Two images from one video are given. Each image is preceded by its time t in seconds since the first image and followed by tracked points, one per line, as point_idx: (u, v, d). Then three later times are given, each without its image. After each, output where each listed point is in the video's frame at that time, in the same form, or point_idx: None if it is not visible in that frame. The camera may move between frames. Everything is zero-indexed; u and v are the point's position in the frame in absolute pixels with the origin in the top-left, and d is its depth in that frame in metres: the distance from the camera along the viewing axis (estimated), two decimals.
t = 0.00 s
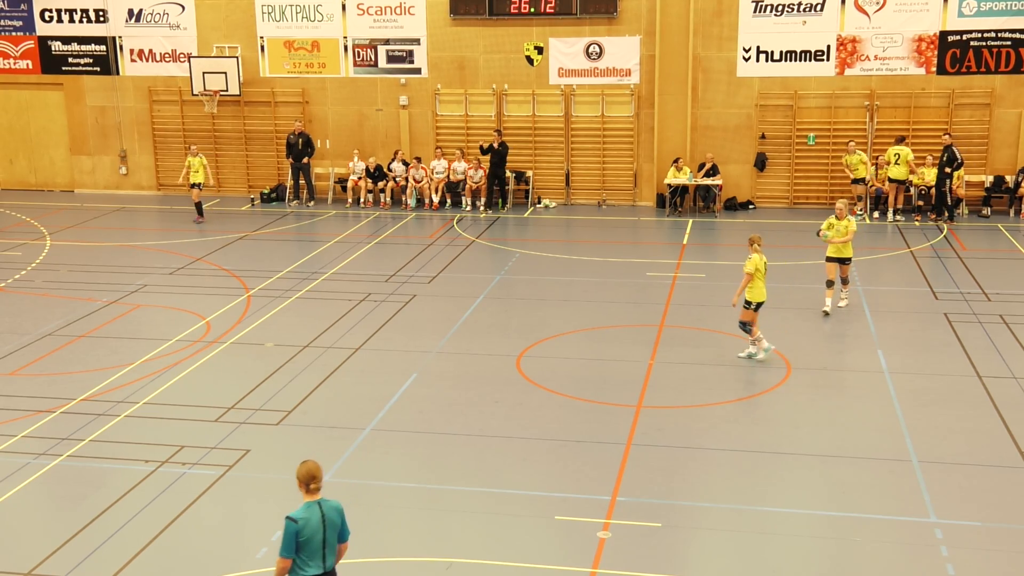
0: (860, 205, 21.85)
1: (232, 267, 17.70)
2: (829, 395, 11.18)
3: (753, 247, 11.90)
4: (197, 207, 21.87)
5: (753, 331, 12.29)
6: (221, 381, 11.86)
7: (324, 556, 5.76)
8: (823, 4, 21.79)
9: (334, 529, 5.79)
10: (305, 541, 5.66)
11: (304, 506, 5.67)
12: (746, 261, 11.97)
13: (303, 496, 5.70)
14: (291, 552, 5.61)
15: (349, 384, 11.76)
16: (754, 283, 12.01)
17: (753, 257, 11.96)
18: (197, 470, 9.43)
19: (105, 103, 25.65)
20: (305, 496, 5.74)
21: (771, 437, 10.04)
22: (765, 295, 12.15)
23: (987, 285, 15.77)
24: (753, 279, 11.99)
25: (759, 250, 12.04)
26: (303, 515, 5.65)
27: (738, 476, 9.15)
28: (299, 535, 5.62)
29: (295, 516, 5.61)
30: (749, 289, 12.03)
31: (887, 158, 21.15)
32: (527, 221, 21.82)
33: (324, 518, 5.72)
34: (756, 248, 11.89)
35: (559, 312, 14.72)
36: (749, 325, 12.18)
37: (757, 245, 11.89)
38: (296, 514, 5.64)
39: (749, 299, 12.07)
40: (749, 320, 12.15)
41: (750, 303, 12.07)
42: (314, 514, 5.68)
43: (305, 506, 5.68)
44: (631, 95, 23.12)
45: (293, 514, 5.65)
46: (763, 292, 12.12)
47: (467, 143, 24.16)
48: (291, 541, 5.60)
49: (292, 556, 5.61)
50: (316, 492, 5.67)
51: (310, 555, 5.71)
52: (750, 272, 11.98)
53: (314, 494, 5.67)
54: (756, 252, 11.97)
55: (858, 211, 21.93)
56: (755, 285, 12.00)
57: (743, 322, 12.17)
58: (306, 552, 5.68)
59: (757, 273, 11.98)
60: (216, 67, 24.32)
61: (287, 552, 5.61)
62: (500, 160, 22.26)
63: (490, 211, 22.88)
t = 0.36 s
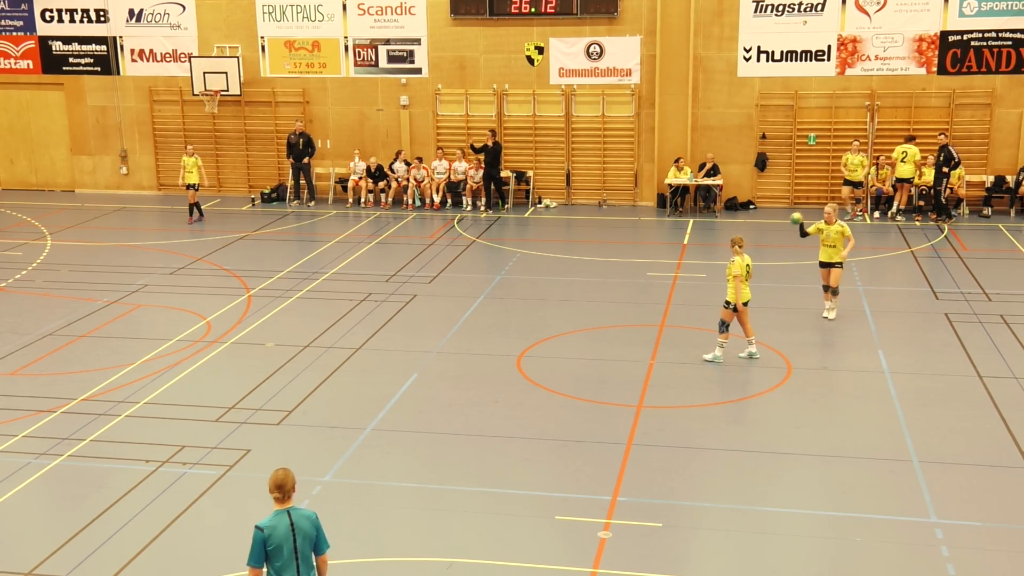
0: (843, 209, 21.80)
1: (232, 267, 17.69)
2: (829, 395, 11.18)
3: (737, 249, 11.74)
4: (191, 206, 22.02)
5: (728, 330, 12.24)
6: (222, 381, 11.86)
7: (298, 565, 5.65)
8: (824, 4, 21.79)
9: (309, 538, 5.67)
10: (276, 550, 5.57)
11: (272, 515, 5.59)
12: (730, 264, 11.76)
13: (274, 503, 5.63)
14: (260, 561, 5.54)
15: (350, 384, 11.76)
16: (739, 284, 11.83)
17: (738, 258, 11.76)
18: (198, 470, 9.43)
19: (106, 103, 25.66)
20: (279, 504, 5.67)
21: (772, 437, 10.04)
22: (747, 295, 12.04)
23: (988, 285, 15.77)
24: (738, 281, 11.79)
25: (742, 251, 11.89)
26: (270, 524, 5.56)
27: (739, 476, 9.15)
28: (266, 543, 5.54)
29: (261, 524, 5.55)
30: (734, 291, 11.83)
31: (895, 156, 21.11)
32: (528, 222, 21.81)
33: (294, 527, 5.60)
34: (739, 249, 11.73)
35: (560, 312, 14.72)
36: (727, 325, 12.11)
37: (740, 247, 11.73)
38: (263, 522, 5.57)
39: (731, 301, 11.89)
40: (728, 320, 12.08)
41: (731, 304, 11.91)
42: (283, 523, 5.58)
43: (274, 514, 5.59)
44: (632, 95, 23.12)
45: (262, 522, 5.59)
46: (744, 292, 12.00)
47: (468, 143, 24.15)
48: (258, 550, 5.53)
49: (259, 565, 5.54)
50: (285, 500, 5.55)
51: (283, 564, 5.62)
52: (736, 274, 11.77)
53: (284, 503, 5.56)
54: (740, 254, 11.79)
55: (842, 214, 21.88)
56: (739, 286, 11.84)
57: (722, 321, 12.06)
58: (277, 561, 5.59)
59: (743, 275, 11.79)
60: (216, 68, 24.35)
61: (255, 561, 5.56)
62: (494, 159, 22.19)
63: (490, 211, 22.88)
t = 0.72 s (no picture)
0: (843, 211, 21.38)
1: (240, 266, 17.72)
2: (837, 396, 11.15)
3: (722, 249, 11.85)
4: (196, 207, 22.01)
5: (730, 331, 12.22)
6: (229, 380, 11.88)
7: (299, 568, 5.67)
8: (832, 3, 21.74)
9: (308, 542, 5.68)
10: (277, 554, 5.59)
11: (272, 518, 5.60)
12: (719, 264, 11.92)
13: (274, 507, 5.63)
14: (260, 565, 5.56)
15: (357, 383, 11.78)
16: (726, 285, 11.97)
17: (725, 260, 11.93)
18: (205, 469, 9.46)
19: (114, 102, 25.73)
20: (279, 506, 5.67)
21: (779, 437, 10.02)
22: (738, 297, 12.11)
23: (996, 285, 15.72)
24: (723, 282, 11.96)
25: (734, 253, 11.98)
26: (268, 528, 5.56)
27: (746, 477, 9.13)
28: (266, 548, 5.55)
29: (260, 528, 5.56)
30: (721, 291, 11.99)
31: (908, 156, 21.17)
32: (535, 221, 21.81)
33: (293, 531, 5.61)
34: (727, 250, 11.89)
35: (567, 312, 14.72)
36: (725, 326, 12.11)
37: (729, 247, 11.84)
38: (263, 526, 5.58)
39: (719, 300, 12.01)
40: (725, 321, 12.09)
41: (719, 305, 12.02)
42: (283, 527, 5.59)
43: (274, 517, 5.60)
44: (639, 94, 23.09)
45: (261, 525, 5.60)
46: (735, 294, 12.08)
47: (475, 143, 24.15)
48: (259, 553, 5.55)
49: (259, 569, 5.56)
50: (286, 504, 5.55)
51: (283, 567, 5.63)
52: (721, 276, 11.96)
53: (284, 506, 5.56)
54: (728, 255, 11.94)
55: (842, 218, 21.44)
56: (727, 287, 11.97)
57: (720, 323, 12.10)
58: (278, 565, 5.61)
59: (728, 276, 11.95)
60: (223, 67, 24.36)
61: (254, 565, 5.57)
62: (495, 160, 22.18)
63: (497, 211, 22.90)
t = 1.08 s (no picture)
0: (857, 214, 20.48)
1: (256, 265, 17.80)
2: (853, 396, 11.11)
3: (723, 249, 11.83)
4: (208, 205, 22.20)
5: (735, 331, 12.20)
6: (246, 379, 11.94)
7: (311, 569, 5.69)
8: (849, 2, 21.63)
9: (321, 544, 5.70)
10: (290, 556, 5.61)
11: (287, 519, 5.62)
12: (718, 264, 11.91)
13: (289, 508, 5.65)
14: (274, 565, 5.59)
15: (372, 382, 11.82)
16: (726, 284, 11.90)
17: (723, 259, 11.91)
18: (221, 467, 9.51)
19: (132, 101, 25.88)
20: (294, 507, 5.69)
21: (795, 438, 9.99)
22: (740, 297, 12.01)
23: (1014, 286, 15.62)
24: (722, 281, 11.91)
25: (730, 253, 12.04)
26: (283, 529, 5.59)
27: (761, 477, 9.11)
28: (280, 548, 5.58)
29: (275, 528, 5.58)
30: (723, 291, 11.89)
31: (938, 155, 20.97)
32: (550, 221, 21.80)
33: (307, 533, 5.63)
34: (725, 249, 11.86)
35: (582, 311, 14.73)
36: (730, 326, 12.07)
37: (727, 246, 11.87)
38: (278, 526, 5.60)
39: (722, 301, 11.93)
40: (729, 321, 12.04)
41: (722, 306, 11.95)
42: (297, 528, 5.61)
43: (289, 518, 5.62)
44: (655, 94, 23.04)
45: (276, 526, 5.63)
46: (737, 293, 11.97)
47: (491, 142, 24.16)
48: (273, 554, 5.57)
49: (273, 569, 5.59)
50: (302, 505, 5.58)
51: (296, 568, 5.66)
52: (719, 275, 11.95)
53: (300, 508, 5.59)
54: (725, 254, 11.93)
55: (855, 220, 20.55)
56: (726, 286, 11.88)
57: (725, 324, 12.06)
58: (290, 566, 5.64)
59: (727, 274, 11.90)
60: (241, 67, 24.49)
61: (268, 564, 5.60)
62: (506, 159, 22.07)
63: (512, 211, 22.91)
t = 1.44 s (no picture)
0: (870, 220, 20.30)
1: (277, 263, 17.92)
2: (875, 398, 11.04)
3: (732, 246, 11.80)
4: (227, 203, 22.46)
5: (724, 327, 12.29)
6: (267, 377, 12.02)
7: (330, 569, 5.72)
8: (872, 2, 21.50)
9: (340, 544, 5.73)
10: (309, 555, 5.65)
11: (308, 519, 5.66)
12: (724, 262, 11.83)
13: (309, 508, 5.69)
14: (293, 565, 5.63)
15: (392, 381, 11.87)
16: (732, 282, 11.89)
17: (731, 256, 11.86)
18: (242, 465, 9.57)
19: (155, 101, 26.08)
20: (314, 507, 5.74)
21: (816, 440, 9.94)
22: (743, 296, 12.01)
23: None
24: (730, 279, 11.86)
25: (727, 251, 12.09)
26: (302, 528, 5.63)
27: (781, 479, 9.08)
28: (299, 548, 5.62)
29: (295, 528, 5.63)
30: (727, 289, 11.89)
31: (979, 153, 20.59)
32: (570, 221, 21.81)
33: (326, 533, 5.67)
34: (733, 247, 11.83)
35: (602, 311, 14.71)
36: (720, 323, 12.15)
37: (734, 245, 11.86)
38: (298, 526, 5.65)
39: (725, 299, 11.94)
40: (720, 317, 12.12)
41: (724, 303, 11.97)
42: (316, 528, 5.65)
43: (309, 518, 5.66)
44: (676, 93, 22.97)
45: (296, 525, 5.68)
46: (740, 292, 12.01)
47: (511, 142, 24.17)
48: (292, 553, 5.61)
49: (292, 569, 5.63)
50: (322, 505, 5.62)
51: (315, 568, 5.69)
52: (727, 272, 11.84)
53: (320, 507, 5.63)
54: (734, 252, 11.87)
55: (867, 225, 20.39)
56: (731, 285, 11.89)
57: (716, 319, 12.14)
58: (309, 565, 5.67)
59: (735, 273, 11.85)
60: (263, 66, 24.64)
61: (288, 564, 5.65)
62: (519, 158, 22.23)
63: (532, 211, 22.94)
